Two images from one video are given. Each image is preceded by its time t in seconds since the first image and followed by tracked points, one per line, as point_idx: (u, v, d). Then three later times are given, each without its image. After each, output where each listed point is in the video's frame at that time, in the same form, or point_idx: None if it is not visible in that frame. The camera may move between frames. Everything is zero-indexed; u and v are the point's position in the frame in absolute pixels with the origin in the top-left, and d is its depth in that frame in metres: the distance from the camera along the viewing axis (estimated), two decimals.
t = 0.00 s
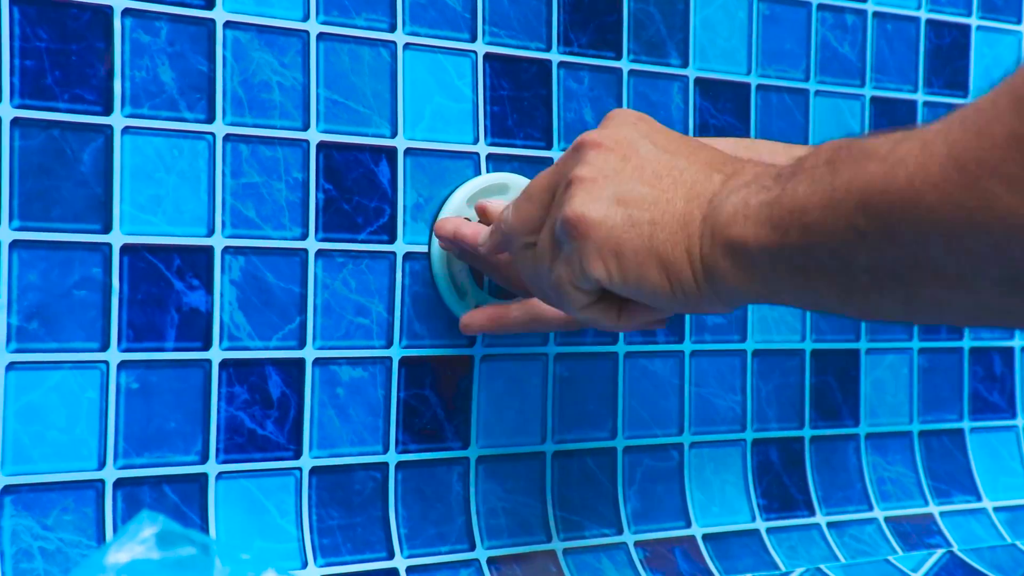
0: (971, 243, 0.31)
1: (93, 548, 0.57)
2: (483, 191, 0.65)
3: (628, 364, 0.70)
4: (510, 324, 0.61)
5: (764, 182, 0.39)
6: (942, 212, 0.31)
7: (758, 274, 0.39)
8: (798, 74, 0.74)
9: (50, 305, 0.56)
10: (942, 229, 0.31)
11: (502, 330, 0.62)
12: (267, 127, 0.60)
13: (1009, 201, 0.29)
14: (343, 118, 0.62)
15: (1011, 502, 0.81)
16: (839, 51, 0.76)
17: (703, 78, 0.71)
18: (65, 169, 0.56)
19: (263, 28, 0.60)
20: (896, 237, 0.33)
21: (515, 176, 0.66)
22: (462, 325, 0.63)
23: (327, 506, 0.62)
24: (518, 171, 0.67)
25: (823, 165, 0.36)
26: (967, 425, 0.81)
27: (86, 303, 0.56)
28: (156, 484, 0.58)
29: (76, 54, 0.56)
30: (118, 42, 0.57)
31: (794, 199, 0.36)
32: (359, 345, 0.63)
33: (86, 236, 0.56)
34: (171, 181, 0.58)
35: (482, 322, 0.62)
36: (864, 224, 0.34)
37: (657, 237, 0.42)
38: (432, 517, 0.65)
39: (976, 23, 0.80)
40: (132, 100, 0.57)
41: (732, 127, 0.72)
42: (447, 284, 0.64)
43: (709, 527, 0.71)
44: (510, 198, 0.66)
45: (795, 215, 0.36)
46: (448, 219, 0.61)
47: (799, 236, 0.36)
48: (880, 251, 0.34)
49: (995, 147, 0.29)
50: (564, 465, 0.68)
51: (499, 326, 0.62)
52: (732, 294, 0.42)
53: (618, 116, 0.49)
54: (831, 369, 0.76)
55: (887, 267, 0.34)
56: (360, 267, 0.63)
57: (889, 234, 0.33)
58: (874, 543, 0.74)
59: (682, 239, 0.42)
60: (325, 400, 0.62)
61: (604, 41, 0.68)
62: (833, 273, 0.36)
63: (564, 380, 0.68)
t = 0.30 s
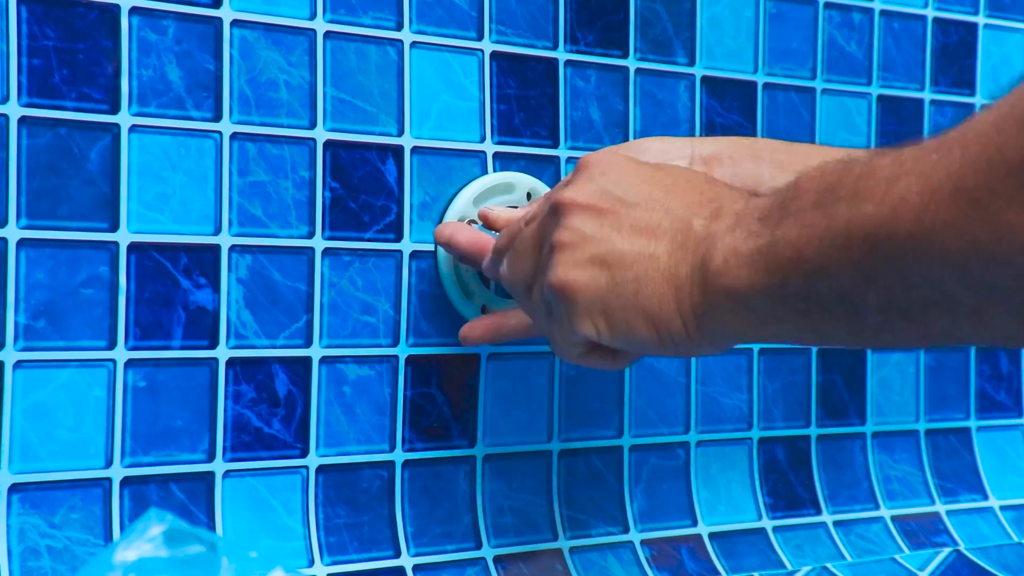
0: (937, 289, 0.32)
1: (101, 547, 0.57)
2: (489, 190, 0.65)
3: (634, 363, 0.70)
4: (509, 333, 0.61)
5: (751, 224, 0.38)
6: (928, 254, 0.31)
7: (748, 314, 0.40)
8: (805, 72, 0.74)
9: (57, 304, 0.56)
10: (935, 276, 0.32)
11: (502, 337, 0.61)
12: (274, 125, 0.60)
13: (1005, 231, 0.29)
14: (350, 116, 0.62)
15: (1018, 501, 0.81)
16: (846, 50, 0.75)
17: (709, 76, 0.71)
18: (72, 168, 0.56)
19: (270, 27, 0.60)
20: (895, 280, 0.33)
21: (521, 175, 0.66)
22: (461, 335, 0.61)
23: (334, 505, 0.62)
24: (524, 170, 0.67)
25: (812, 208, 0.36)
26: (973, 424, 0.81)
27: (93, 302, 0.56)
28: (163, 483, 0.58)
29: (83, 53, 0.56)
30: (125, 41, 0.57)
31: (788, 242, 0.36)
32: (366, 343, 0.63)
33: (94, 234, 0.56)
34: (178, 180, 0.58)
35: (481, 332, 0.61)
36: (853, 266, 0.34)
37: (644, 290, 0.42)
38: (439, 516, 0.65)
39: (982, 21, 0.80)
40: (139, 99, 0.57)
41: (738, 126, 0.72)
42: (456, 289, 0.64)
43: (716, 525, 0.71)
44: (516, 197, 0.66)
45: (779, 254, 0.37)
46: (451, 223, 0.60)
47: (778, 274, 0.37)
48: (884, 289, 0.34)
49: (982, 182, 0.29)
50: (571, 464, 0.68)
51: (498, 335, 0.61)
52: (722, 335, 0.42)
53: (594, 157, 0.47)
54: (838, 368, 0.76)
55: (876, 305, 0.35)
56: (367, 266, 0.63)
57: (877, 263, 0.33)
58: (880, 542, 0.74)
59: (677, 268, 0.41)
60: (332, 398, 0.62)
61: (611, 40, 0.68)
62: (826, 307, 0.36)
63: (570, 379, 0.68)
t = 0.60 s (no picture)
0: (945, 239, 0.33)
1: (102, 544, 0.57)
2: (491, 187, 0.65)
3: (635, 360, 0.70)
4: (500, 325, 0.61)
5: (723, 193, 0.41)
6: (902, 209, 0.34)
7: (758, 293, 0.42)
8: (806, 69, 0.74)
9: (58, 301, 0.56)
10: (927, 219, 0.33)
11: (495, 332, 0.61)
12: (276, 122, 0.60)
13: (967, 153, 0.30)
14: (351, 113, 0.62)
15: (1018, 498, 0.80)
16: (847, 47, 0.75)
17: (711, 74, 0.71)
18: (73, 164, 0.56)
19: (272, 24, 0.60)
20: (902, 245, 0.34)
21: (522, 171, 0.66)
22: (458, 326, 0.62)
23: (335, 502, 0.62)
24: (526, 167, 0.67)
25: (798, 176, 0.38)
26: (975, 422, 0.81)
27: (94, 299, 0.56)
28: (164, 480, 0.58)
29: (84, 50, 0.56)
30: (126, 38, 0.57)
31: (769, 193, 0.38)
32: (367, 341, 0.63)
33: (95, 231, 0.56)
34: (179, 177, 0.58)
35: (474, 327, 0.61)
36: (839, 225, 0.36)
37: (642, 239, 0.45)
38: (440, 513, 0.65)
39: (984, 18, 0.80)
40: (140, 96, 0.57)
41: (740, 123, 0.72)
42: (455, 282, 0.64)
43: (717, 523, 0.71)
44: (517, 194, 0.66)
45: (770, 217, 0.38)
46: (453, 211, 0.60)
47: (759, 248, 0.39)
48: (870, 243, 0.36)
49: (980, 136, 0.30)
50: (572, 461, 0.68)
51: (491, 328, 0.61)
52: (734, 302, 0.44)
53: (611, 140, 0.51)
54: (839, 365, 0.76)
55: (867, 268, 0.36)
56: (368, 263, 0.62)
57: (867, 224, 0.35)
58: (881, 539, 0.74)
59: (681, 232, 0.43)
60: (333, 395, 0.62)
61: (613, 37, 0.68)
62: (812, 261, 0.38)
63: (571, 376, 0.68)
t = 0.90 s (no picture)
0: (959, 266, 0.33)
1: (101, 542, 0.57)
2: (489, 185, 0.65)
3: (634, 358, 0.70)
4: (490, 321, 0.60)
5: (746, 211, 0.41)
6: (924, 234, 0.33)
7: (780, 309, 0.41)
8: (805, 66, 0.74)
9: (57, 300, 0.56)
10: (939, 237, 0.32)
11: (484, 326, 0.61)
12: (274, 120, 0.60)
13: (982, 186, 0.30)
14: (350, 111, 0.62)
15: (1018, 494, 0.80)
16: (846, 44, 0.75)
17: (710, 71, 0.71)
18: (71, 163, 0.56)
19: (270, 22, 0.60)
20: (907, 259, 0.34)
21: (518, 169, 0.66)
22: (448, 319, 0.62)
23: (334, 500, 0.62)
24: (525, 165, 0.67)
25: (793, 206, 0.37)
26: (975, 418, 0.81)
27: (93, 297, 0.56)
28: (163, 478, 0.58)
29: (82, 49, 0.56)
30: (124, 36, 0.57)
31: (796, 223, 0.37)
32: (366, 338, 0.63)
33: (93, 230, 0.56)
34: (177, 175, 0.58)
35: (463, 320, 0.61)
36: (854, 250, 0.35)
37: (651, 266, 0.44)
38: (439, 510, 0.65)
39: (983, 15, 0.80)
40: (138, 94, 0.57)
41: (738, 120, 0.72)
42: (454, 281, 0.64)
43: (717, 520, 0.71)
44: (516, 192, 0.66)
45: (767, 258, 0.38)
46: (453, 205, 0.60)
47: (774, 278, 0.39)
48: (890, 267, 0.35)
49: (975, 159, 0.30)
50: (571, 458, 0.68)
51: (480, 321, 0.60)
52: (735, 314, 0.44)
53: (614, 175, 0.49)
54: (839, 362, 0.76)
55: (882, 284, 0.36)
56: (367, 260, 0.62)
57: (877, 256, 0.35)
58: (881, 536, 0.74)
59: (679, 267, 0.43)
60: (332, 393, 0.62)
61: (611, 34, 0.68)
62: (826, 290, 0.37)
63: (571, 374, 0.68)
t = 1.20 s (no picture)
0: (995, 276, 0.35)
1: (100, 541, 0.57)
2: (487, 184, 0.65)
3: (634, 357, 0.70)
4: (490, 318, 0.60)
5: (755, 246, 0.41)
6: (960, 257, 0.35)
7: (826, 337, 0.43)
8: (804, 66, 0.74)
9: (56, 299, 0.56)
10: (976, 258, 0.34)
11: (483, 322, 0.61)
12: (273, 120, 0.60)
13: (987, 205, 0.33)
14: (348, 111, 0.62)
15: (1018, 493, 0.80)
16: (846, 43, 0.75)
17: (709, 70, 0.71)
18: (70, 162, 0.56)
19: (268, 21, 0.60)
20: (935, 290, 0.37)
21: (518, 168, 0.66)
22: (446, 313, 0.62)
23: (333, 499, 0.62)
24: (524, 164, 0.67)
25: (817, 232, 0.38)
26: (974, 417, 0.81)
27: (92, 296, 0.56)
28: (162, 478, 0.58)
29: (81, 48, 0.56)
30: (123, 36, 0.57)
31: (802, 259, 0.39)
32: (365, 338, 0.63)
33: (92, 229, 0.56)
34: (176, 175, 0.58)
35: (463, 316, 0.61)
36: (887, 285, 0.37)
37: (681, 285, 0.45)
38: (439, 510, 0.65)
39: (982, 14, 0.80)
40: (137, 94, 0.57)
41: (738, 120, 0.72)
42: (454, 281, 0.64)
43: (716, 519, 0.71)
44: (515, 191, 0.66)
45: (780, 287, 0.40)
46: (455, 204, 0.60)
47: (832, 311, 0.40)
48: (930, 283, 0.36)
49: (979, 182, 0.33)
50: (571, 457, 0.68)
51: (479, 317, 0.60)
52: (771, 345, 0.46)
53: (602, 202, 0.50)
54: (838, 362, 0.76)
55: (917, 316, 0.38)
56: (366, 260, 0.62)
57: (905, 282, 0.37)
58: (880, 535, 0.74)
59: (699, 298, 0.45)
60: (331, 392, 0.62)
61: (610, 34, 0.68)
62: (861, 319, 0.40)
63: (570, 373, 0.68)
